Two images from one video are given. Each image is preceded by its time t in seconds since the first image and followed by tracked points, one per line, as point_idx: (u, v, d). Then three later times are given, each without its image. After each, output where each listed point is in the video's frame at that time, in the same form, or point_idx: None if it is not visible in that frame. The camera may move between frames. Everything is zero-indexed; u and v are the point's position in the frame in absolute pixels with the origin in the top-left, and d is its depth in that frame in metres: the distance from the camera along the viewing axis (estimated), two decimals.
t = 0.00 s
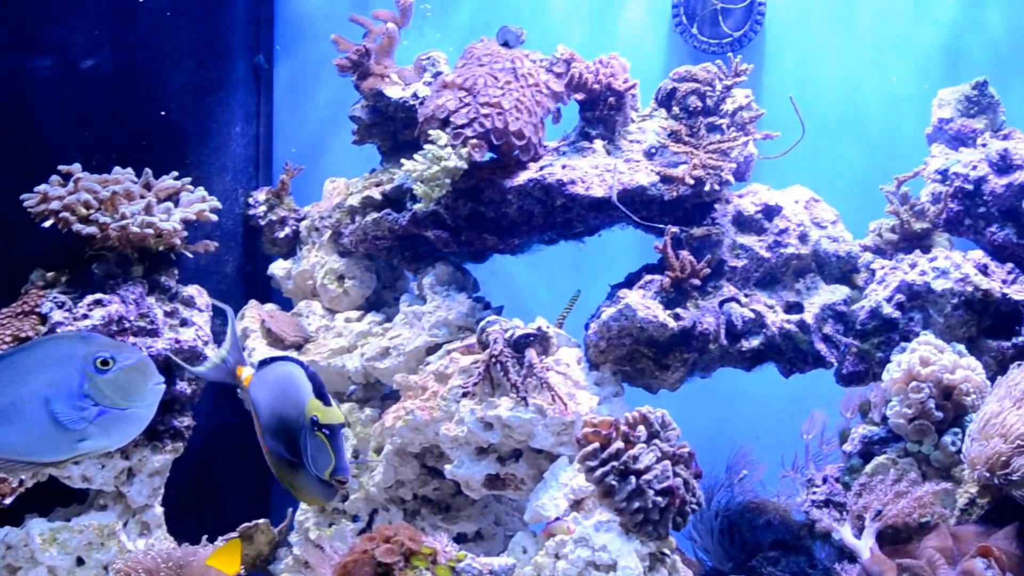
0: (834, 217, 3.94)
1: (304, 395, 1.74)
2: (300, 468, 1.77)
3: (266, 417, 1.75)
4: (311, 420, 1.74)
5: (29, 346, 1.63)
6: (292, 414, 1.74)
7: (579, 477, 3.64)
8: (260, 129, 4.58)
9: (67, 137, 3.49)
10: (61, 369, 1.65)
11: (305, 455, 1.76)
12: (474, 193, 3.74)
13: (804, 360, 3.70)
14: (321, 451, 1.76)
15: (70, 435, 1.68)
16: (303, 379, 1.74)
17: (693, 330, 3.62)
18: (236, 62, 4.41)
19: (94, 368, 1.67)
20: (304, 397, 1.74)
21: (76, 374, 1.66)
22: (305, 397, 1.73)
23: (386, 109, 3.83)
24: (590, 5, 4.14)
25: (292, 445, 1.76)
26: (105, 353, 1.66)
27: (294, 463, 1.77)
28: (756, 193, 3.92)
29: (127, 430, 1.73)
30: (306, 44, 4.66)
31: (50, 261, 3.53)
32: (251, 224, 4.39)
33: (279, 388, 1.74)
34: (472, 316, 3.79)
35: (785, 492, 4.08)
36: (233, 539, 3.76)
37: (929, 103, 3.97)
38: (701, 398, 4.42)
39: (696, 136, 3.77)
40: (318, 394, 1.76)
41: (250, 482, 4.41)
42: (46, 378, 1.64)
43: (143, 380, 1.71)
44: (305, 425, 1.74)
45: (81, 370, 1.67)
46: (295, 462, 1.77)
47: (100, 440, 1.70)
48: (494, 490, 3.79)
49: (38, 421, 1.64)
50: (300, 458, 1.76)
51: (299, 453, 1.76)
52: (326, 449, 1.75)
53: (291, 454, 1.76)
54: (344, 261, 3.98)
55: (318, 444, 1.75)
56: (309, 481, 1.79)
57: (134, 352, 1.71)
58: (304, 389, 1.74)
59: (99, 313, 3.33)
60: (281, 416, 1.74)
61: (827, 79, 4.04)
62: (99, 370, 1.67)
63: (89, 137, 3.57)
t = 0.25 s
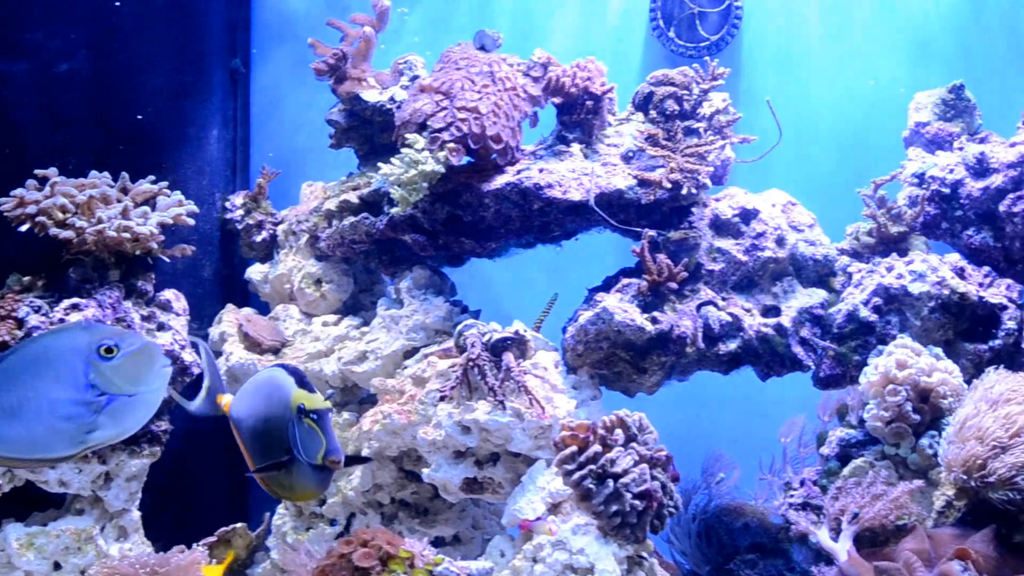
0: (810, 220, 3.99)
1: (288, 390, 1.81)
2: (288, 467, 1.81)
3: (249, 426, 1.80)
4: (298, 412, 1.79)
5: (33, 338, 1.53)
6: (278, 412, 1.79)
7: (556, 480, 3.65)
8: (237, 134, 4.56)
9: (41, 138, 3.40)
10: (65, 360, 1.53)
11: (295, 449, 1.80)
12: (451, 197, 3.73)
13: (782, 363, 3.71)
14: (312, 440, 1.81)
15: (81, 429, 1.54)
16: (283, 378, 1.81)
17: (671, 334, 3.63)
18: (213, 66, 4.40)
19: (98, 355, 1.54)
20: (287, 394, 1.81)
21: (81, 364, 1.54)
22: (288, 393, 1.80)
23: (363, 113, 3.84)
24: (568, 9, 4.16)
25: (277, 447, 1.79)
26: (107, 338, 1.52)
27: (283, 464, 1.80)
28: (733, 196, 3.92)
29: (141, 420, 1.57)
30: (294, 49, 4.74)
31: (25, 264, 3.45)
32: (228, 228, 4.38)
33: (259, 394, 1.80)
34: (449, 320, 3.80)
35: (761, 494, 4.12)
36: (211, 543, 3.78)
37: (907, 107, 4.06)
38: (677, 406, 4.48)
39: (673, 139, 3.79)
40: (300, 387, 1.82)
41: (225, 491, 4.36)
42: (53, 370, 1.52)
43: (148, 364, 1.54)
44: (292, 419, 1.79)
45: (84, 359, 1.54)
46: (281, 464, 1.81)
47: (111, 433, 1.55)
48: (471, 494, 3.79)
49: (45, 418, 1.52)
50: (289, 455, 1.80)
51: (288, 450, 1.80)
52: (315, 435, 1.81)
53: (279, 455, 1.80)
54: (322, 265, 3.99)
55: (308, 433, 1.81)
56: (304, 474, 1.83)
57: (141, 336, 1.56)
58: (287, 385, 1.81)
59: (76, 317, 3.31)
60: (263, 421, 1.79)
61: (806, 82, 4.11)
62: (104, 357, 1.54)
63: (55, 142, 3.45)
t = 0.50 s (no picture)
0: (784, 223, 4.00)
1: (270, 378, 1.55)
2: (288, 459, 1.54)
3: (227, 429, 1.51)
4: (287, 395, 1.55)
5: (46, 330, 1.46)
6: (264, 400, 1.53)
7: (530, 483, 3.66)
8: (211, 136, 4.55)
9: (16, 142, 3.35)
10: (75, 350, 1.45)
11: (294, 435, 1.55)
12: (424, 199, 3.74)
13: (755, 365, 3.73)
14: (314, 419, 1.57)
15: (95, 421, 1.46)
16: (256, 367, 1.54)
17: (644, 336, 3.64)
18: (187, 67, 4.37)
19: (107, 343, 1.44)
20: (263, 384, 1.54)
21: (92, 353, 1.44)
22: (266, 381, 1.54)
23: (336, 115, 3.83)
24: (542, 11, 4.17)
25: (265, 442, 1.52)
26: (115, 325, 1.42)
27: (281, 458, 1.54)
28: (707, 199, 3.94)
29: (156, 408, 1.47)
30: (265, 51, 4.71)
31: None
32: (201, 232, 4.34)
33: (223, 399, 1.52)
34: (422, 322, 3.84)
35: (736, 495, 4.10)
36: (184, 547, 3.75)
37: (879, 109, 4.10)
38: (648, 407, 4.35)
39: (648, 142, 3.80)
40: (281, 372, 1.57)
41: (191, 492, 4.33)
42: (66, 360, 1.45)
43: (158, 349, 1.43)
44: (281, 405, 1.54)
45: (94, 348, 1.44)
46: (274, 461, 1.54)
47: (126, 422, 1.46)
48: (445, 496, 3.81)
49: (59, 409, 1.45)
50: (286, 445, 1.54)
51: (283, 440, 1.54)
52: (316, 412, 1.57)
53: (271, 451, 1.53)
54: (295, 268, 3.98)
55: (307, 412, 1.57)
56: (310, 458, 1.56)
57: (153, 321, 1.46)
58: (263, 374, 1.55)
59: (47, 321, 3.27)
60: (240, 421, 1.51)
61: (778, 87, 4.14)
62: (114, 345, 1.44)
63: (30, 146, 3.42)
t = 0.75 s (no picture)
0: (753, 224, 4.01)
1: (253, 368, 1.80)
2: (276, 438, 1.77)
3: (218, 424, 1.74)
4: (270, 380, 1.79)
5: (44, 326, 1.66)
6: (249, 391, 1.77)
7: (500, 484, 3.67)
8: (181, 137, 4.49)
9: None
10: (76, 341, 1.66)
11: (280, 415, 1.78)
12: (394, 201, 3.73)
13: (725, 367, 3.73)
14: (298, 400, 1.80)
15: (100, 405, 1.68)
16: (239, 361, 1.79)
17: (614, 337, 3.62)
18: (158, 67, 4.32)
19: (105, 331, 1.66)
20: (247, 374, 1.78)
21: (90, 341, 1.66)
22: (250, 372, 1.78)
23: (306, 117, 3.83)
24: (515, 16, 4.20)
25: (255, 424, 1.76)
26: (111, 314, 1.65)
27: (270, 438, 1.77)
28: (676, 200, 3.95)
29: (152, 390, 1.68)
30: (234, 52, 4.65)
31: None
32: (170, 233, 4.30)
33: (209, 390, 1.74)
34: (393, 324, 3.88)
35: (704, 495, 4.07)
36: (153, 550, 3.75)
37: (849, 111, 4.16)
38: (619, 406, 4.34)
39: (618, 143, 3.81)
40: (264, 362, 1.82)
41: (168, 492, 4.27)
42: (67, 351, 1.67)
43: (152, 334, 1.66)
44: (265, 389, 1.78)
45: (92, 335, 1.66)
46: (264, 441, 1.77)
47: (126, 405, 1.67)
48: (415, 498, 3.82)
49: (66, 397, 1.67)
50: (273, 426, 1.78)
51: (270, 420, 1.78)
52: (297, 394, 1.80)
53: (261, 431, 1.76)
54: (265, 269, 3.96)
55: (290, 394, 1.80)
56: (298, 435, 1.79)
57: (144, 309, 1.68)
58: (247, 365, 1.79)
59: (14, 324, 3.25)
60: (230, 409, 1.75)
61: (750, 88, 4.19)
62: (111, 332, 1.66)
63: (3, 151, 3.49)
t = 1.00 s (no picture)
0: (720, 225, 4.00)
1: (237, 352, 1.70)
2: (268, 423, 1.66)
3: (203, 417, 1.66)
4: (255, 363, 1.68)
5: (27, 313, 1.66)
6: (233, 376, 1.67)
7: (466, 485, 3.68)
8: (146, 137, 4.48)
9: None
10: (60, 328, 1.65)
11: (268, 398, 1.67)
12: (361, 202, 3.72)
13: (691, 366, 3.75)
14: (286, 380, 1.68)
15: (87, 393, 1.65)
16: (220, 347, 1.69)
17: (580, 338, 3.64)
18: (121, 68, 4.32)
19: (89, 315, 1.64)
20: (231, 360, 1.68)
21: (75, 328, 1.64)
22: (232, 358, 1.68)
23: (272, 118, 3.82)
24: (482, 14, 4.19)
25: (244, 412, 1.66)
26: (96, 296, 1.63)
27: (259, 424, 1.66)
28: (643, 201, 3.93)
29: (145, 374, 1.66)
30: (201, 52, 4.62)
31: None
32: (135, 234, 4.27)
33: (194, 382, 1.66)
34: (359, 325, 3.85)
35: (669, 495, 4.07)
36: (117, 553, 3.80)
37: (814, 111, 4.18)
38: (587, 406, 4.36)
39: (584, 144, 3.83)
40: (246, 347, 1.71)
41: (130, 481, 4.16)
42: (52, 339, 1.65)
43: (137, 317, 1.64)
44: (250, 373, 1.67)
45: (77, 321, 1.65)
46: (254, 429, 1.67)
47: (118, 392, 1.65)
48: (381, 499, 3.82)
49: (50, 387, 1.64)
50: (262, 410, 1.67)
51: (259, 405, 1.67)
52: (284, 374, 1.68)
53: (251, 418, 1.66)
54: (231, 270, 3.93)
55: (277, 375, 1.68)
56: (288, 418, 1.67)
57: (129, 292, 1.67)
58: (228, 350, 1.69)
59: None
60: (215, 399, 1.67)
61: (715, 89, 4.22)
62: (96, 317, 1.64)
63: None
